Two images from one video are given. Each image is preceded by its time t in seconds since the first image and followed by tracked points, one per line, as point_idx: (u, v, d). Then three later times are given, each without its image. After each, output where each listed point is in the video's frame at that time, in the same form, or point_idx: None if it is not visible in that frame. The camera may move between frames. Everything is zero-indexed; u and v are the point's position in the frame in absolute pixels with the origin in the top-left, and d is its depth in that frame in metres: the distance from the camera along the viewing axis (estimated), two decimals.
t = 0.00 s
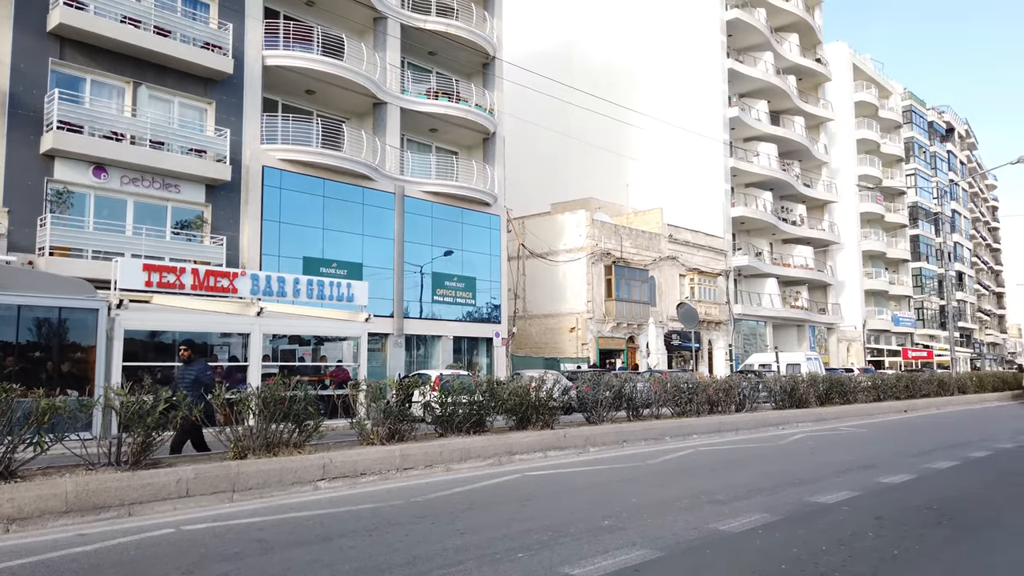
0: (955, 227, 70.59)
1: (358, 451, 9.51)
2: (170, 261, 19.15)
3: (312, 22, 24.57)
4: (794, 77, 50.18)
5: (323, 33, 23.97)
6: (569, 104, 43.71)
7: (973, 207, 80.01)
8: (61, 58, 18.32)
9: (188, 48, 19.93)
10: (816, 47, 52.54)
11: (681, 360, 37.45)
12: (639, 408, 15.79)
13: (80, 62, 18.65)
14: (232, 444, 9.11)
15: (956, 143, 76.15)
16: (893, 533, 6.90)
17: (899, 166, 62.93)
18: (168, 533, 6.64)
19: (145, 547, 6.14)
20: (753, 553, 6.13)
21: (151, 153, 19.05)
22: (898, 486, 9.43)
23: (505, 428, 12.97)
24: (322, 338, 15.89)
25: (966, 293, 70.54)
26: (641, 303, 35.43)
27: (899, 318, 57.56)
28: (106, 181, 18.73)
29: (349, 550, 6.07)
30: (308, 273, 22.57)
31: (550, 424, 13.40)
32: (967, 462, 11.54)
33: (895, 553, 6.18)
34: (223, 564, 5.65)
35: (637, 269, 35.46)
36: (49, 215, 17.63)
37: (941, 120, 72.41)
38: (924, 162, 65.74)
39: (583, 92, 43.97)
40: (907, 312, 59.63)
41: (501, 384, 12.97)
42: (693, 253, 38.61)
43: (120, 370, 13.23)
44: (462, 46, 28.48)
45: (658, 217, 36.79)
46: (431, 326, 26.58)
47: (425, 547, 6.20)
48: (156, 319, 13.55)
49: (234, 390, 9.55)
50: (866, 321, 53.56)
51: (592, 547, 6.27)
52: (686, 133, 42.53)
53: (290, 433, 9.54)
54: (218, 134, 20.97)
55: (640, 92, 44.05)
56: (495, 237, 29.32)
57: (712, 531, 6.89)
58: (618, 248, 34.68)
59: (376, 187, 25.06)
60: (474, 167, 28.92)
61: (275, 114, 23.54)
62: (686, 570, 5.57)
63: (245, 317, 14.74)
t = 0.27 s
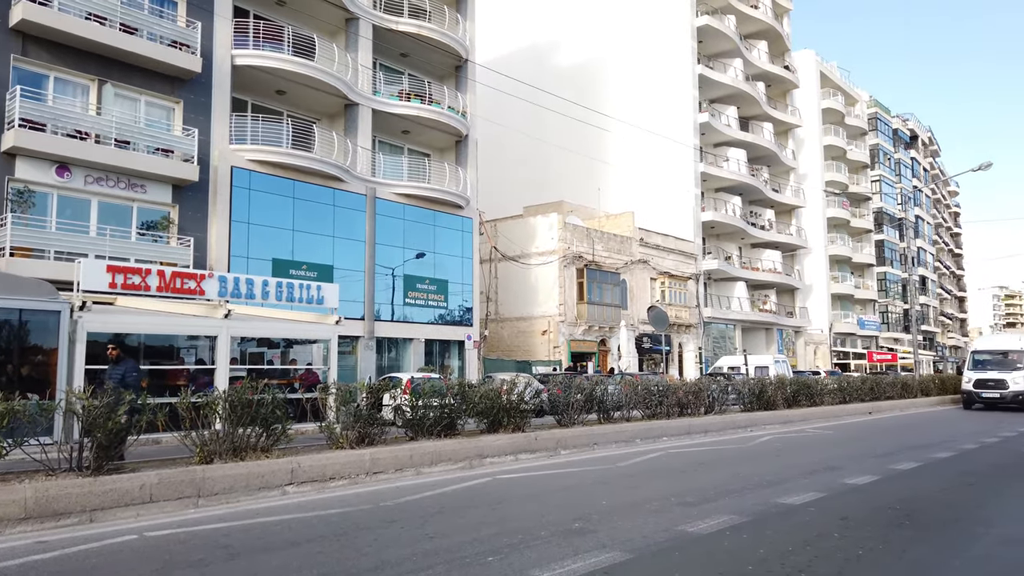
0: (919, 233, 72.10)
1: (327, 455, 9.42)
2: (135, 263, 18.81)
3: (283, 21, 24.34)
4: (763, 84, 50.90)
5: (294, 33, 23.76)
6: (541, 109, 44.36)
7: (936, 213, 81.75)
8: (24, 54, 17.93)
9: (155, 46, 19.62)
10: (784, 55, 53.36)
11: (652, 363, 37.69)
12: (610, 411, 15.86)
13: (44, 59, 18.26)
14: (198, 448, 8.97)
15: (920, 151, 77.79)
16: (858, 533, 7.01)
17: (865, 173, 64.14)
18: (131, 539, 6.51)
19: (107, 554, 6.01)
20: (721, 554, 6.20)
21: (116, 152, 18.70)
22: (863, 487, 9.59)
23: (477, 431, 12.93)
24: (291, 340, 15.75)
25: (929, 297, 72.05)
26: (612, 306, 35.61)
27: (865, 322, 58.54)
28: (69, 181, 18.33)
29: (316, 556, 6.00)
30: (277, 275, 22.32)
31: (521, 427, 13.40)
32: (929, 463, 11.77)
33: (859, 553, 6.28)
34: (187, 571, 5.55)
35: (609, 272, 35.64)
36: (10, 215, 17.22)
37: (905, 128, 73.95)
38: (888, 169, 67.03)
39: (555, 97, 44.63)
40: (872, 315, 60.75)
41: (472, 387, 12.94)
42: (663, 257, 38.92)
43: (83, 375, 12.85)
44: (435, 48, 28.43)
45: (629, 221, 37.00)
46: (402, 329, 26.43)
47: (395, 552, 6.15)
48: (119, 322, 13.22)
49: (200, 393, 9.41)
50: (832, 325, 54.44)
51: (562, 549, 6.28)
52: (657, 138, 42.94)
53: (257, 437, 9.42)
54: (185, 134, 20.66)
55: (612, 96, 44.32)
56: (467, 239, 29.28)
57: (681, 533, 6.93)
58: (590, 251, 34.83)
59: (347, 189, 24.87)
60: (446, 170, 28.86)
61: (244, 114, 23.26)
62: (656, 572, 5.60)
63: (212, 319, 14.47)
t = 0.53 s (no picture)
0: (884, 238, 73.45)
1: (296, 459, 9.32)
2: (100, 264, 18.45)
3: (253, 21, 24.08)
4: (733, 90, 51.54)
5: (264, 32, 23.52)
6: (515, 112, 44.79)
7: (901, 218, 83.36)
8: None
9: (122, 44, 19.29)
10: (754, 62, 54.10)
11: (624, 365, 37.88)
12: (581, 414, 15.92)
13: (6, 55, 17.86)
14: (164, 453, 8.78)
15: (885, 158, 79.27)
16: (824, 535, 7.11)
17: (832, 179, 65.24)
18: (92, 547, 6.36)
19: (67, 562, 5.87)
20: (690, 556, 6.24)
21: (80, 151, 18.35)
22: (829, 488, 9.72)
23: (448, 434, 12.89)
24: (261, 343, 15.50)
25: (895, 302, 73.44)
26: (584, 309, 35.75)
27: (832, 325, 59.56)
28: (32, 180, 17.93)
29: (284, 562, 5.92)
30: (246, 277, 22.06)
31: (492, 430, 13.38)
32: (894, 465, 11.98)
33: (825, 555, 6.36)
34: None
35: (581, 276, 35.78)
36: None
37: (872, 135, 75.33)
38: (855, 175, 68.21)
39: (530, 100, 45.07)
40: (839, 319, 61.76)
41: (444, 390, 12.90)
42: (636, 261, 39.15)
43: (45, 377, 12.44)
44: (408, 50, 28.34)
45: (602, 225, 37.17)
46: (374, 332, 26.26)
47: (363, 557, 6.10)
48: (85, 324, 13.01)
49: (166, 396, 9.25)
50: (801, 328, 55.25)
51: (532, 553, 6.28)
52: (629, 143, 43.20)
53: (224, 441, 9.27)
54: (153, 134, 20.32)
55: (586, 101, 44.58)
56: (440, 242, 29.21)
57: (651, 535, 6.98)
58: (563, 255, 34.92)
59: (318, 190, 24.67)
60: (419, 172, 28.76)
61: (213, 114, 22.96)
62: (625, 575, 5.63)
63: (180, 322, 14.35)
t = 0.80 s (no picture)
0: (852, 241, 74.67)
1: (264, 462, 9.21)
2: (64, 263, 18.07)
3: (224, 18, 23.77)
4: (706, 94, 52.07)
5: (235, 29, 23.24)
6: (489, 113, 45.16)
7: (868, 222, 84.79)
8: None
9: (88, 39, 18.92)
10: (726, 66, 54.71)
11: (596, 366, 38.06)
12: (554, 415, 15.96)
13: None
14: (128, 455, 8.61)
15: (853, 162, 80.57)
16: (792, 534, 7.19)
17: (802, 182, 66.18)
18: (54, 552, 6.23)
19: (27, 568, 5.73)
20: (660, 557, 6.28)
21: (45, 147, 17.96)
22: (797, 488, 9.85)
23: (420, 436, 12.84)
24: (230, 344, 15.36)
25: (862, 303, 74.68)
26: (558, 310, 35.84)
27: (801, 327, 60.56)
28: None
29: (252, 566, 5.84)
30: (215, 277, 21.76)
31: (465, 431, 13.36)
32: (860, 465, 12.15)
33: (792, 554, 6.43)
34: None
35: (555, 277, 35.85)
36: None
37: (840, 139, 76.49)
38: (824, 179, 69.22)
39: (504, 101, 45.46)
40: (808, 320, 62.68)
41: (416, 391, 12.83)
42: (609, 262, 39.32)
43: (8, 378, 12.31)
44: (381, 50, 28.18)
45: (575, 227, 37.30)
46: (346, 333, 26.06)
47: (333, 561, 6.04)
48: (48, 324, 12.65)
49: (132, 398, 9.10)
50: (770, 330, 56.00)
51: (503, 554, 6.28)
52: (603, 145, 43.30)
53: (191, 444, 9.14)
54: (120, 131, 19.96)
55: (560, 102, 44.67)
56: (414, 242, 29.09)
57: (622, 536, 7.02)
58: (536, 256, 34.94)
59: (290, 189, 24.42)
60: (392, 172, 28.61)
61: (182, 111, 22.62)
62: None
63: (147, 322, 13.99)
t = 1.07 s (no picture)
0: (821, 243, 75.75)
1: (233, 463, 9.09)
2: (28, 260, 17.67)
3: (195, 13, 23.44)
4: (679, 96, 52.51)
5: (206, 25, 22.92)
6: (464, 112, 45.22)
7: (838, 224, 86.07)
8: None
9: (54, 32, 18.53)
10: (699, 68, 55.21)
11: (570, 366, 38.17)
12: (527, 415, 15.97)
13: None
14: (93, 457, 8.44)
15: (823, 164, 81.72)
16: (760, 533, 7.27)
17: (773, 185, 67.02)
18: (14, 556, 6.09)
19: None
20: (631, 556, 6.31)
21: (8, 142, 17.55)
22: (766, 487, 9.97)
23: (392, 436, 12.77)
24: (200, 344, 15.14)
25: (831, 304, 75.80)
26: (532, 310, 35.87)
27: (772, 327, 61.36)
28: None
29: (218, 569, 5.76)
30: (184, 275, 21.44)
31: (437, 431, 13.32)
32: (828, 464, 12.32)
33: (761, 552, 6.51)
34: None
35: (529, 277, 35.87)
36: None
37: (811, 142, 77.54)
38: (794, 181, 70.14)
39: (479, 101, 45.57)
40: (778, 321, 63.48)
41: (389, 390, 12.76)
42: (583, 262, 39.43)
43: None
44: (355, 48, 27.97)
45: (549, 227, 37.35)
46: (318, 332, 25.83)
47: (301, 563, 5.98)
48: (11, 323, 12.47)
49: (96, 399, 8.92)
50: (741, 330, 56.65)
51: (475, 555, 6.26)
52: (578, 146, 43.35)
53: (158, 445, 8.99)
54: (86, 126, 19.57)
55: (535, 103, 44.77)
56: (387, 242, 28.92)
57: (593, 535, 7.04)
58: (511, 256, 34.93)
59: (261, 187, 24.14)
60: (366, 171, 28.44)
61: (151, 106, 22.26)
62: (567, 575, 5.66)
63: (113, 321, 13.79)
